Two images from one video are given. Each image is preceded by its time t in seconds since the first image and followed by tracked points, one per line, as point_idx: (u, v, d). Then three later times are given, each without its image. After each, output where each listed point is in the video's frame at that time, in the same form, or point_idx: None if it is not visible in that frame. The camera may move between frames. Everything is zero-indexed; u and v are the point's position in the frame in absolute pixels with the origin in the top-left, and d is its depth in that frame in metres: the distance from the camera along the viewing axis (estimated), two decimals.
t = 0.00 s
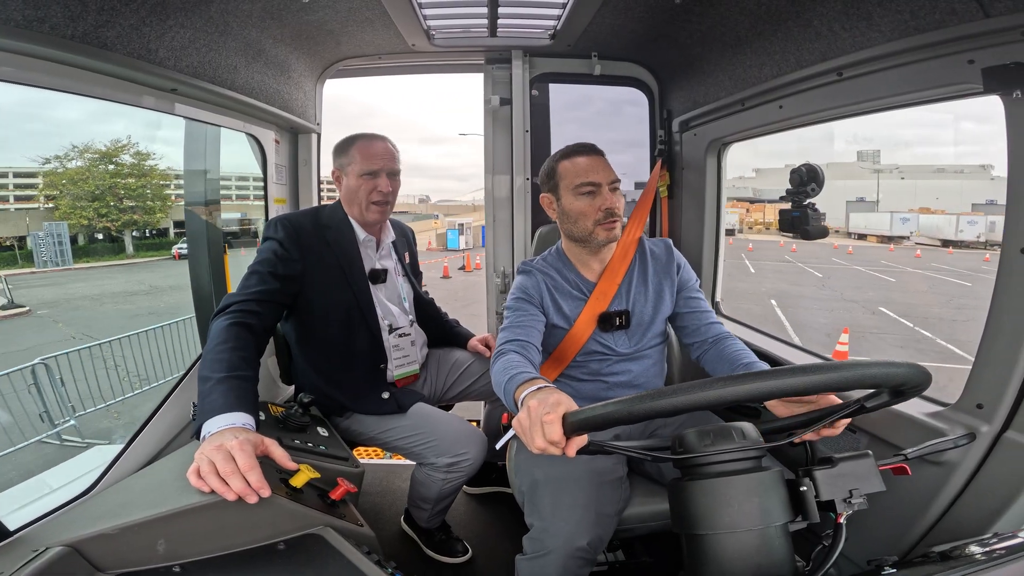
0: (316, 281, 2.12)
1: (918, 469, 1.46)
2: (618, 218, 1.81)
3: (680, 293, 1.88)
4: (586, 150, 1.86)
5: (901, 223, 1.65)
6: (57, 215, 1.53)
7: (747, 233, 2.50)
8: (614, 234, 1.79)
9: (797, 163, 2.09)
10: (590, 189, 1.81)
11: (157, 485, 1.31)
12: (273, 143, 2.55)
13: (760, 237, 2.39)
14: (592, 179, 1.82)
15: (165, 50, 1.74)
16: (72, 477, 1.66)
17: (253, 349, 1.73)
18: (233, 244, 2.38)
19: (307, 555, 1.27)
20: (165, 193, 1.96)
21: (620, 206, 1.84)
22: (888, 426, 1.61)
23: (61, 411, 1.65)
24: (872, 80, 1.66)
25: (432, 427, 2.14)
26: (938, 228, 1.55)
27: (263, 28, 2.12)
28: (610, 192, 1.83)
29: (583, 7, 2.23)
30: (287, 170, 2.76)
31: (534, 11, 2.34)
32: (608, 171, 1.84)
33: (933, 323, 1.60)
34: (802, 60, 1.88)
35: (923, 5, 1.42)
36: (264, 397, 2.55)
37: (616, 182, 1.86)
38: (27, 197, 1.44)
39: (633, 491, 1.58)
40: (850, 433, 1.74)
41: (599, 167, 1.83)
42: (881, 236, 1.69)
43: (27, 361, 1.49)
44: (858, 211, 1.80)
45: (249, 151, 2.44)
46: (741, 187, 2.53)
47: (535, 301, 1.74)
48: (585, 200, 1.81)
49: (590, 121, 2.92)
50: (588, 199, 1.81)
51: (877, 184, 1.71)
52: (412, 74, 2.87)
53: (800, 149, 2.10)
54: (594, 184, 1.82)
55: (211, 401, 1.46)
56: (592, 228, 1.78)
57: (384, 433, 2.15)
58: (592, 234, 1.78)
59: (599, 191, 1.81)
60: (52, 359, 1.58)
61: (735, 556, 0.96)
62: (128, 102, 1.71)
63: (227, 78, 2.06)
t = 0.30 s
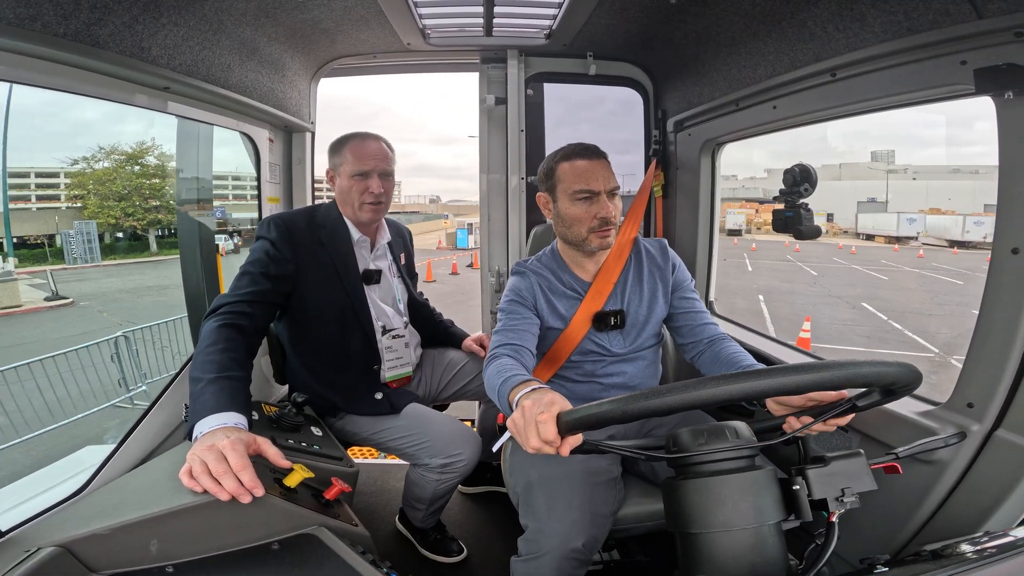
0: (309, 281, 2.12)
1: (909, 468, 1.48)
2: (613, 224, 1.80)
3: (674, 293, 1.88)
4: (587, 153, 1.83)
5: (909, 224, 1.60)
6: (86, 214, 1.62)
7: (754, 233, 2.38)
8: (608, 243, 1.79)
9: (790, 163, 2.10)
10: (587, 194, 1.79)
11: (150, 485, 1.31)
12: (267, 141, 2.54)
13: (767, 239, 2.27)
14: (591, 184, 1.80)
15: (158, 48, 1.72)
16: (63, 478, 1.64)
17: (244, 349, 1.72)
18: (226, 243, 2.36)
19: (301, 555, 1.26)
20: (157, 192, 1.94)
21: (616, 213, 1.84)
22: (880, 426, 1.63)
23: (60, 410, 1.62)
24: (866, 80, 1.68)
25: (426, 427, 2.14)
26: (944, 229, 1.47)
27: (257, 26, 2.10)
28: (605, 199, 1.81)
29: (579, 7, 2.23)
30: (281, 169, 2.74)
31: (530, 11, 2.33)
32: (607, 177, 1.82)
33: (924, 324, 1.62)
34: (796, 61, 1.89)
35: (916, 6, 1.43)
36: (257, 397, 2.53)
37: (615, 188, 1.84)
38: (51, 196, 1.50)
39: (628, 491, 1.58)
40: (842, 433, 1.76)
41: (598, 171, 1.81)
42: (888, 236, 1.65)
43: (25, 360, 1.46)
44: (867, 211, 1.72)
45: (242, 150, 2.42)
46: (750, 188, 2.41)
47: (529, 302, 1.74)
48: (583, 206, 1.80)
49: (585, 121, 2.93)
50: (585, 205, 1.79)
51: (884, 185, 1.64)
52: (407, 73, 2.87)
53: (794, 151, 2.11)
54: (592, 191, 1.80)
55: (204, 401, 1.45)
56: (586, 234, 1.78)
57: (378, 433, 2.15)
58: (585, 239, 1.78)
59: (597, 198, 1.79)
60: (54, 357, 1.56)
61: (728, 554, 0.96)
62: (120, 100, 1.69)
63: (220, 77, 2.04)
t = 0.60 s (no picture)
0: (306, 280, 2.11)
1: (904, 466, 1.49)
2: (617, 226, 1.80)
3: (671, 293, 1.89)
4: (592, 153, 1.84)
5: (918, 225, 1.55)
6: (117, 212, 1.76)
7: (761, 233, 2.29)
8: (610, 243, 1.78)
9: (786, 162, 2.10)
10: (591, 194, 1.80)
11: (146, 485, 1.30)
12: (262, 141, 2.53)
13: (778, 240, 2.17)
14: (595, 184, 1.81)
15: (152, 48, 1.71)
16: (58, 478, 1.64)
17: (240, 348, 1.71)
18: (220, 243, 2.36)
19: (299, 555, 1.26)
20: (153, 191, 1.93)
21: (619, 213, 1.84)
22: (874, 424, 1.64)
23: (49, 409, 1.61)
24: (860, 80, 1.68)
25: (423, 426, 2.14)
26: (955, 229, 1.47)
27: (253, 25, 2.09)
28: (610, 199, 1.81)
29: (575, 6, 2.23)
30: (277, 168, 2.73)
31: (526, 10, 2.33)
32: (611, 177, 1.83)
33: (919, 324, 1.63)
34: (792, 60, 1.90)
35: (910, 6, 1.44)
36: (253, 397, 2.53)
37: (618, 187, 1.84)
38: (101, 197, 1.68)
39: (625, 490, 1.59)
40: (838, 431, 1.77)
41: (603, 172, 1.82)
42: (898, 237, 1.61)
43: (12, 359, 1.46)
44: (884, 212, 1.66)
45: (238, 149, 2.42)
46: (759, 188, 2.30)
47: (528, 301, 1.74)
48: (587, 205, 1.80)
49: (581, 120, 2.93)
50: (589, 205, 1.79)
51: (898, 185, 1.60)
52: (403, 72, 2.86)
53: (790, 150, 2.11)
54: (597, 191, 1.80)
55: (200, 401, 1.45)
56: (589, 233, 1.78)
57: (374, 433, 2.15)
58: (588, 238, 1.78)
59: (601, 198, 1.80)
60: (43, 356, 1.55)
61: (725, 552, 0.96)
62: (114, 100, 1.68)
63: (215, 76, 2.03)
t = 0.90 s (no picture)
0: (304, 280, 2.11)
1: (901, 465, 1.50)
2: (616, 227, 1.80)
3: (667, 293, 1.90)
4: (594, 154, 1.83)
5: (932, 225, 1.49)
6: (147, 212, 1.91)
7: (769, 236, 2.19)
8: (610, 245, 1.78)
9: (782, 162, 2.10)
10: (594, 197, 1.78)
11: (143, 486, 1.30)
12: (258, 141, 2.52)
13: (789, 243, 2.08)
14: (598, 187, 1.80)
15: (147, 48, 1.70)
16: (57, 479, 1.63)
17: (240, 348, 1.71)
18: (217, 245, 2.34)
19: (298, 556, 1.26)
20: (150, 192, 1.92)
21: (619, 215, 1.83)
22: (871, 423, 1.65)
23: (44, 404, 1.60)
24: (856, 79, 1.69)
25: (421, 427, 2.13)
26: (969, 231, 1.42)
27: (249, 25, 2.08)
28: (613, 203, 1.80)
29: (572, 6, 2.23)
30: (273, 168, 2.72)
31: (523, 11, 2.33)
32: (615, 181, 1.82)
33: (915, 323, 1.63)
34: (788, 60, 1.90)
35: (905, 6, 1.44)
36: (250, 398, 2.52)
37: (621, 192, 1.84)
38: (131, 197, 1.83)
39: (624, 489, 1.59)
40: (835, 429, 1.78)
41: (606, 175, 1.80)
42: (911, 237, 1.52)
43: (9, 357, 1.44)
44: (902, 215, 1.55)
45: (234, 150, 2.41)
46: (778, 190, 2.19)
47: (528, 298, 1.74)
48: (590, 208, 1.78)
49: (578, 120, 2.93)
50: (591, 207, 1.78)
51: (913, 185, 1.53)
52: (400, 72, 2.85)
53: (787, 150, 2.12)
54: (600, 194, 1.79)
55: (197, 402, 1.44)
56: (589, 236, 1.77)
57: (372, 433, 2.14)
58: (588, 240, 1.77)
59: (603, 201, 1.78)
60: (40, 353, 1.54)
61: (724, 552, 0.97)
62: (109, 100, 1.67)
63: (211, 76, 2.03)
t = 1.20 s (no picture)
0: (300, 281, 2.10)
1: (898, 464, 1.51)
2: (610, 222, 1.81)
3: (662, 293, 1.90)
4: (585, 149, 1.84)
5: (947, 226, 1.46)
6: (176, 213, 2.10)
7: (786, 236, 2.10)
8: (605, 238, 1.79)
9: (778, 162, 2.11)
10: (586, 190, 1.80)
11: (141, 488, 1.29)
12: (255, 142, 2.51)
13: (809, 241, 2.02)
14: (590, 180, 1.81)
15: (143, 48, 1.69)
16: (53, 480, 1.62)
17: (236, 349, 1.70)
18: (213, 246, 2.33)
19: (297, 558, 1.26)
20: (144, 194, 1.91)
21: (613, 209, 1.84)
22: (868, 422, 1.65)
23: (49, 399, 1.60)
24: (851, 79, 1.70)
25: (419, 427, 2.13)
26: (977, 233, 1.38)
27: (245, 26, 2.08)
28: (604, 195, 1.82)
29: (569, 7, 2.23)
30: (270, 169, 2.72)
31: (520, 11, 2.33)
32: (606, 174, 1.83)
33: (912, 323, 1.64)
34: (784, 60, 1.91)
35: (900, 6, 1.44)
36: (248, 399, 2.52)
37: (613, 183, 1.85)
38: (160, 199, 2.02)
39: (622, 489, 1.59)
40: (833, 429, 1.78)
41: (596, 169, 1.82)
42: (927, 239, 1.50)
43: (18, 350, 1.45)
44: (919, 215, 1.52)
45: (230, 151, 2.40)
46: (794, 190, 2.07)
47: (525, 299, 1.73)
48: (582, 202, 1.80)
49: (574, 120, 2.93)
50: (584, 202, 1.79)
51: (931, 185, 1.49)
52: (397, 73, 2.84)
53: (783, 150, 2.12)
54: (591, 187, 1.80)
55: (195, 404, 1.44)
56: (584, 230, 1.78)
57: (371, 434, 2.14)
58: (583, 235, 1.78)
59: (596, 194, 1.80)
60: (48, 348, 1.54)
61: (724, 551, 0.97)
62: (105, 101, 1.66)
63: (207, 77, 2.02)
